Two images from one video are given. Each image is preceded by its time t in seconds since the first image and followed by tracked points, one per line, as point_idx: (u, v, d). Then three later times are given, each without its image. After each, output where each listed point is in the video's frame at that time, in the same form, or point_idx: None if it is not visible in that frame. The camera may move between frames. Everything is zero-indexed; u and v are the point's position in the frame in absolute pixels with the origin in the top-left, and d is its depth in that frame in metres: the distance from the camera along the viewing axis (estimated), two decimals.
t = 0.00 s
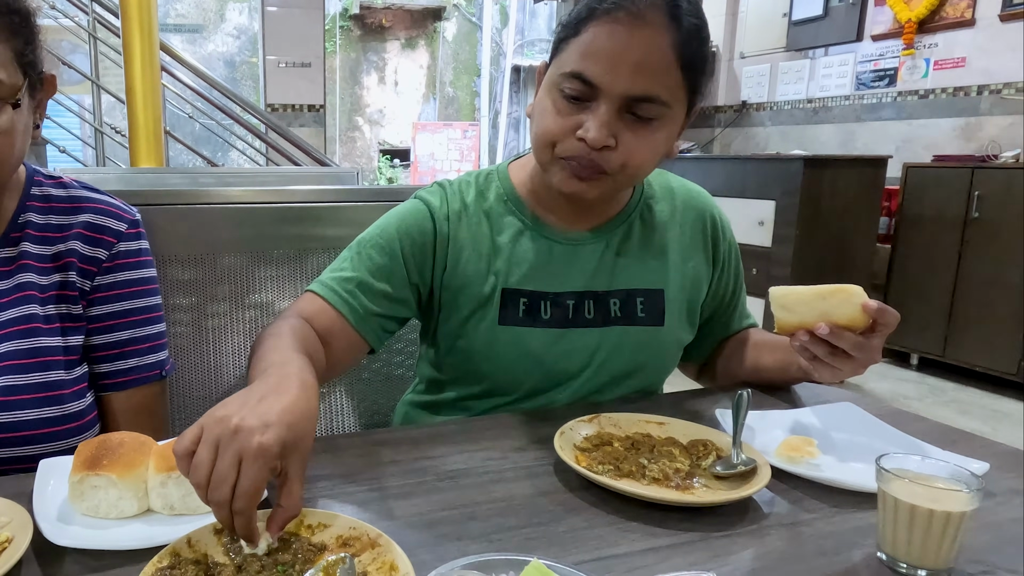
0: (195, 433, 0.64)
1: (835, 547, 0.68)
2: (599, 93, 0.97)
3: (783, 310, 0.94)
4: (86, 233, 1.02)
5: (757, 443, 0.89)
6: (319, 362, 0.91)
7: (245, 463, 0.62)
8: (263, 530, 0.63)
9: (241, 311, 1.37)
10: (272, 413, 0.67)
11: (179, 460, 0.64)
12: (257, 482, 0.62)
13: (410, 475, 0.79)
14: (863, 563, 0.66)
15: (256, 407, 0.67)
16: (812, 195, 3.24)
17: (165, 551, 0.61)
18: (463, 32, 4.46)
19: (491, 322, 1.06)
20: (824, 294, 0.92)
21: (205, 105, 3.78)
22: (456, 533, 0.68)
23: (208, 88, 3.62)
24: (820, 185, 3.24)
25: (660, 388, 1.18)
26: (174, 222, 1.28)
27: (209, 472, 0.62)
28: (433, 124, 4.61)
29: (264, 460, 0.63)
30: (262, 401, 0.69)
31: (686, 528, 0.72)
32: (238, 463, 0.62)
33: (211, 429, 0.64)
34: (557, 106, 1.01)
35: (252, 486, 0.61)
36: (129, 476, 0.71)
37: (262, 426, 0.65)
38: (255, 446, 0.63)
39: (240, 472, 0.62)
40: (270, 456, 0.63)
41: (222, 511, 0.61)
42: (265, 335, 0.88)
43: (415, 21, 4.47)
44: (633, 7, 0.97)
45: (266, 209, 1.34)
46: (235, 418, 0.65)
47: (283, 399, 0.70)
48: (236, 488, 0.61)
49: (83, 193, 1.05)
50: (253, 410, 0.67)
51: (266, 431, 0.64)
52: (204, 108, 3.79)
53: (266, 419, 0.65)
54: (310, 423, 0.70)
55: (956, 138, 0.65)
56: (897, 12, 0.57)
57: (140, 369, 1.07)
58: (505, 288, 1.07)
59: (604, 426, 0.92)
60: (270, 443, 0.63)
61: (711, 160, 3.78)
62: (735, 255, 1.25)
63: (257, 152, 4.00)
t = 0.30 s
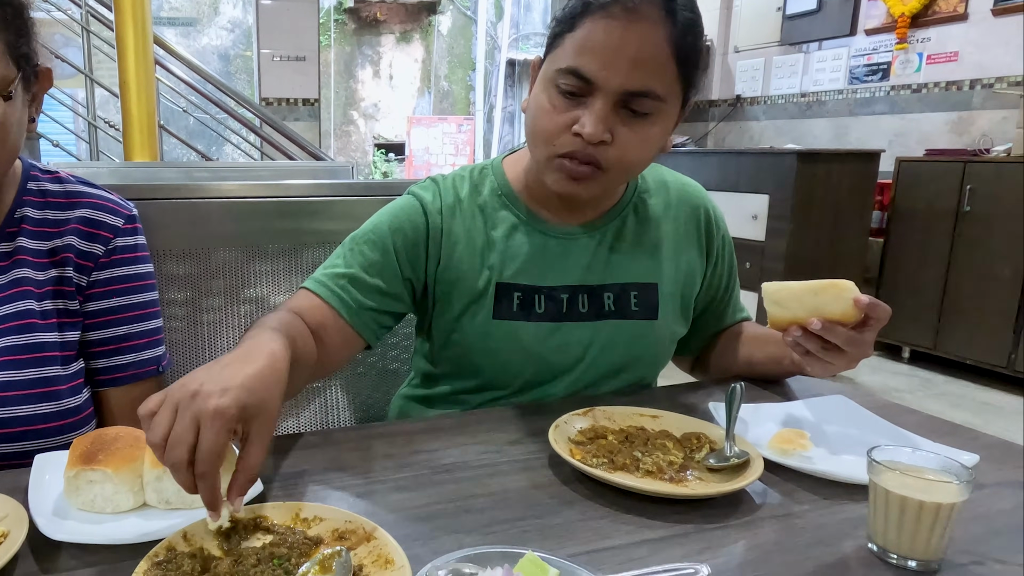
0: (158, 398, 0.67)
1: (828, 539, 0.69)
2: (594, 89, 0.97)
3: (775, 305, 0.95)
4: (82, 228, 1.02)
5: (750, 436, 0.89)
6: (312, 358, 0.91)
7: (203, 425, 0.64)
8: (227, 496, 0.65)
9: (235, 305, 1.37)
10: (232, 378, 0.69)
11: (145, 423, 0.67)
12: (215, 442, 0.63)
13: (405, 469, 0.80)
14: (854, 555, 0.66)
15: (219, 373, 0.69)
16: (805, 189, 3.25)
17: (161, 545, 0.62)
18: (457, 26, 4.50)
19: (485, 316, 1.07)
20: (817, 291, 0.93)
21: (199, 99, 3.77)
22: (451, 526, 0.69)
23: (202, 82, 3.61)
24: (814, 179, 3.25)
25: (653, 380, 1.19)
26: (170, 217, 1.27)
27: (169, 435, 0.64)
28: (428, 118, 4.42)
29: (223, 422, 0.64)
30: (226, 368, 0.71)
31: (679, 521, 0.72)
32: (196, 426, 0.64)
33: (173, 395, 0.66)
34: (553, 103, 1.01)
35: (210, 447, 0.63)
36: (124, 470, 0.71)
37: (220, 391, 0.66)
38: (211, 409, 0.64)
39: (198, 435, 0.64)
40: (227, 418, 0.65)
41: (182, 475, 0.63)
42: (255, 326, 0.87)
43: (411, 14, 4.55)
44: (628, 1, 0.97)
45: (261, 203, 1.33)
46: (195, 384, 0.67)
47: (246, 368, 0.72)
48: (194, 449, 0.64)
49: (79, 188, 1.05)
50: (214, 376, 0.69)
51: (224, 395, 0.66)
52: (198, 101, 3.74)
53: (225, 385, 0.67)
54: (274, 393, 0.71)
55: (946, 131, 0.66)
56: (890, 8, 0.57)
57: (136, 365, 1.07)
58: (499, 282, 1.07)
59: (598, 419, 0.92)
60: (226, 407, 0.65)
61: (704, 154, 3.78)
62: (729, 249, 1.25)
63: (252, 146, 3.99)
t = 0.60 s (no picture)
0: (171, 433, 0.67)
1: (821, 532, 0.69)
2: (588, 83, 0.97)
3: (771, 299, 0.95)
4: (81, 228, 1.01)
5: (746, 430, 0.90)
6: (309, 356, 0.91)
7: (218, 439, 0.65)
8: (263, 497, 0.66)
9: (231, 302, 1.37)
10: (227, 388, 0.70)
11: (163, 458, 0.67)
12: (235, 450, 0.65)
13: (401, 464, 0.80)
14: (847, 547, 0.67)
15: (213, 389, 0.69)
16: (801, 184, 3.25)
17: (158, 540, 0.62)
18: (454, 21, 4.48)
19: (480, 312, 1.07)
20: (811, 285, 0.93)
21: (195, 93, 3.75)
22: (447, 520, 0.69)
23: (198, 77, 3.59)
24: (809, 174, 3.25)
25: (648, 375, 1.19)
26: (166, 212, 1.27)
27: (189, 462, 0.64)
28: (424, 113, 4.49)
29: (235, 429, 0.66)
30: (224, 379, 0.71)
31: (675, 514, 0.73)
32: (212, 441, 0.65)
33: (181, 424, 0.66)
34: (547, 97, 1.01)
35: (230, 456, 0.64)
36: (121, 466, 0.72)
37: (221, 400, 0.67)
38: (219, 419, 0.65)
39: (217, 449, 0.65)
40: (237, 423, 0.66)
41: (219, 492, 0.65)
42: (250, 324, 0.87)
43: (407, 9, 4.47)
44: None
45: (256, 198, 1.33)
46: (196, 405, 0.67)
47: (239, 373, 0.73)
48: (217, 464, 0.64)
49: (76, 185, 1.03)
50: (210, 391, 0.69)
51: (225, 404, 0.67)
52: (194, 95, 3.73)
53: (223, 394, 0.68)
54: (273, 390, 0.73)
55: (941, 126, 0.66)
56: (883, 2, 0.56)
57: (135, 367, 1.07)
58: (494, 278, 1.07)
59: (595, 414, 0.92)
60: (233, 413, 0.66)
61: (701, 149, 3.78)
62: (723, 243, 1.26)
63: (248, 141, 3.97)
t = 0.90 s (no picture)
0: (208, 402, 0.64)
1: (820, 529, 0.69)
2: (587, 80, 0.97)
3: (769, 298, 0.95)
4: (82, 234, 1.01)
5: (745, 429, 0.90)
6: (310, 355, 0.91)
7: (266, 428, 0.62)
8: (286, 501, 0.62)
9: (231, 299, 1.37)
10: (283, 381, 0.67)
11: (191, 429, 0.64)
12: (279, 444, 0.62)
13: (401, 462, 0.80)
14: (846, 545, 0.67)
15: (267, 378, 0.68)
16: (800, 183, 3.25)
17: (157, 538, 0.62)
18: (452, 19, 4.47)
19: (479, 310, 1.07)
20: (809, 284, 0.93)
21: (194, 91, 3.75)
22: (447, 519, 0.69)
23: (196, 74, 3.58)
24: (807, 173, 3.25)
25: (647, 373, 1.19)
26: (166, 210, 1.27)
27: (229, 441, 0.61)
28: (423, 111, 4.57)
29: (284, 424, 0.63)
30: (274, 372, 0.69)
31: (674, 512, 0.73)
32: (259, 429, 0.62)
33: (225, 401, 0.64)
34: (546, 95, 1.01)
35: (273, 449, 0.61)
36: (120, 465, 0.71)
37: (276, 392, 0.65)
38: (272, 410, 0.63)
39: (262, 439, 0.62)
40: (288, 419, 0.63)
41: (244, 481, 0.61)
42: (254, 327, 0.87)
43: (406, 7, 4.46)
44: None
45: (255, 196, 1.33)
46: (248, 390, 0.65)
47: (289, 370, 0.70)
48: (259, 454, 0.61)
49: (72, 188, 1.02)
50: (262, 380, 0.67)
51: (281, 397, 0.65)
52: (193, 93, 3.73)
53: (278, 388, 0.66)
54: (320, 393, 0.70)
55: (938, 124, 0.66)
56: None
57: (138, 373, 1.07)
58: (493, 277, 1.07)
59: (593, 412, 0.92)
60: (287, 408, 0.64)
61: (700, 147, 3.77)
62: (722, 242, 1.26)
63: (246, 139, 3.96)
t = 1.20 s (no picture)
0: (222, 410, 0.64)
1: (820, 528, 0.69)
2: (587, 77, 0.97)
3: (768, 298, 0.95)
4: (82, 238, 1.01)
5: (745, 429, 0.90)
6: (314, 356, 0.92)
7: (277, 444, 0.62)
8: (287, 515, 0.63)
9: (232, 299, 1.37)
10: (297, 396, 0.68)
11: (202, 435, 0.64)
12: (288, 462, 0.62)
13: (400, 461, 0.80)
14: (846, 544, 0.67)
15: (281, 391, 0.68)
16: (799, 182, 3.25)
17: (157, 538, 0.62)
18: (452, 19, 4.50)
19: (480, 310, 1.07)
20: (809, 283, 0.92)
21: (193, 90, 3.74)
22: (447, 518, 0.69)
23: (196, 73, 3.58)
24: (808, 172, 3.25)
25: (647, 372, 1.19)
26: (166, 209, 1.27)
27: (241, 454, 0.62)
28: (423, 111, 4.58)
29: (296, 442, 0.63)
30: (289, 385, 0.70)
31: (674, 511, 0.73)
32: (270, 444, 0.62)
33: (239, 412, 0.64)
34: (547, 92, 1.01)
35: (282, 466, 0.62)
36: (120, 464, 0.71)
37: (291, 408, 0.65)
38: (287, 428, 0.63)
39: (272, 455, 0.62)
40: (301, 437, 0.64)
41: (250, 495, 0.61)
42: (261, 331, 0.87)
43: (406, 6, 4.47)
44: None
45: (255, 195, 1.33)
46: (264, 402, 0.65)
47: (305, 384, 0.71)
48: (267, 470, 0.62)
49: (69, 191, 1.01)
50: (279, 393, 0.68)
51: (296, 414, 0.65)
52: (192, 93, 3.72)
53: (293, 403, 0.66)
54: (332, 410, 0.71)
55: (939, 124, 0.65)
56: None
57: (139, 376, 1.08)
58: (494, 276, 1.07)
59: (593, 411, 0.92)
60: (301, 426, 0.64)
61: (700, 147, 3.77)
62: (722, 242, 1.26)
63: (246, 138, 3.96)
